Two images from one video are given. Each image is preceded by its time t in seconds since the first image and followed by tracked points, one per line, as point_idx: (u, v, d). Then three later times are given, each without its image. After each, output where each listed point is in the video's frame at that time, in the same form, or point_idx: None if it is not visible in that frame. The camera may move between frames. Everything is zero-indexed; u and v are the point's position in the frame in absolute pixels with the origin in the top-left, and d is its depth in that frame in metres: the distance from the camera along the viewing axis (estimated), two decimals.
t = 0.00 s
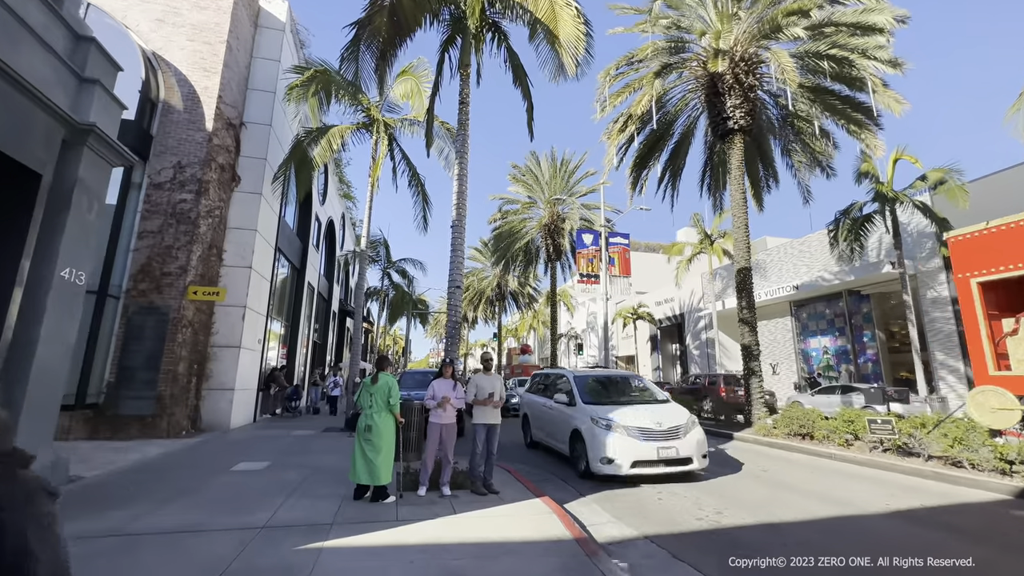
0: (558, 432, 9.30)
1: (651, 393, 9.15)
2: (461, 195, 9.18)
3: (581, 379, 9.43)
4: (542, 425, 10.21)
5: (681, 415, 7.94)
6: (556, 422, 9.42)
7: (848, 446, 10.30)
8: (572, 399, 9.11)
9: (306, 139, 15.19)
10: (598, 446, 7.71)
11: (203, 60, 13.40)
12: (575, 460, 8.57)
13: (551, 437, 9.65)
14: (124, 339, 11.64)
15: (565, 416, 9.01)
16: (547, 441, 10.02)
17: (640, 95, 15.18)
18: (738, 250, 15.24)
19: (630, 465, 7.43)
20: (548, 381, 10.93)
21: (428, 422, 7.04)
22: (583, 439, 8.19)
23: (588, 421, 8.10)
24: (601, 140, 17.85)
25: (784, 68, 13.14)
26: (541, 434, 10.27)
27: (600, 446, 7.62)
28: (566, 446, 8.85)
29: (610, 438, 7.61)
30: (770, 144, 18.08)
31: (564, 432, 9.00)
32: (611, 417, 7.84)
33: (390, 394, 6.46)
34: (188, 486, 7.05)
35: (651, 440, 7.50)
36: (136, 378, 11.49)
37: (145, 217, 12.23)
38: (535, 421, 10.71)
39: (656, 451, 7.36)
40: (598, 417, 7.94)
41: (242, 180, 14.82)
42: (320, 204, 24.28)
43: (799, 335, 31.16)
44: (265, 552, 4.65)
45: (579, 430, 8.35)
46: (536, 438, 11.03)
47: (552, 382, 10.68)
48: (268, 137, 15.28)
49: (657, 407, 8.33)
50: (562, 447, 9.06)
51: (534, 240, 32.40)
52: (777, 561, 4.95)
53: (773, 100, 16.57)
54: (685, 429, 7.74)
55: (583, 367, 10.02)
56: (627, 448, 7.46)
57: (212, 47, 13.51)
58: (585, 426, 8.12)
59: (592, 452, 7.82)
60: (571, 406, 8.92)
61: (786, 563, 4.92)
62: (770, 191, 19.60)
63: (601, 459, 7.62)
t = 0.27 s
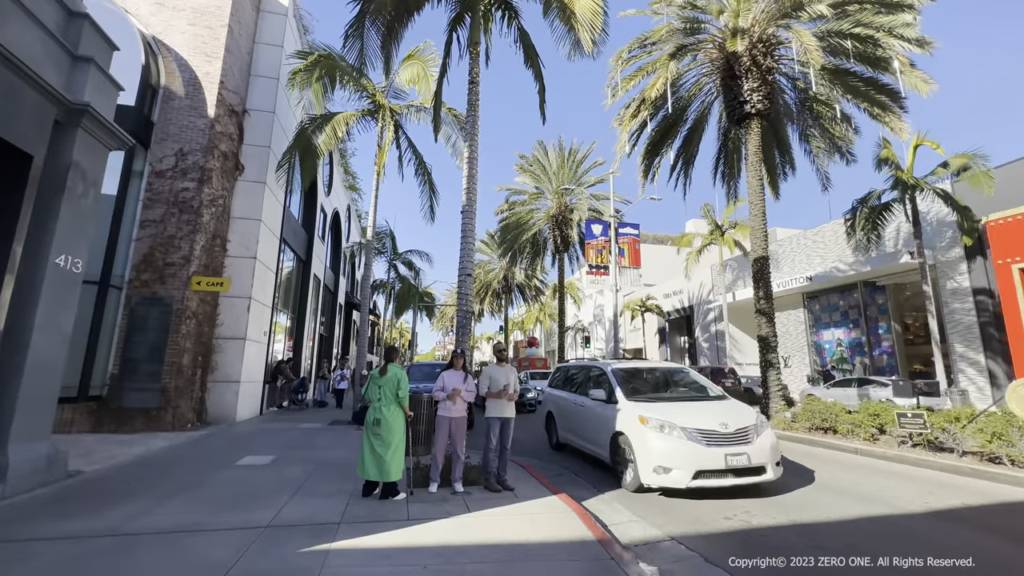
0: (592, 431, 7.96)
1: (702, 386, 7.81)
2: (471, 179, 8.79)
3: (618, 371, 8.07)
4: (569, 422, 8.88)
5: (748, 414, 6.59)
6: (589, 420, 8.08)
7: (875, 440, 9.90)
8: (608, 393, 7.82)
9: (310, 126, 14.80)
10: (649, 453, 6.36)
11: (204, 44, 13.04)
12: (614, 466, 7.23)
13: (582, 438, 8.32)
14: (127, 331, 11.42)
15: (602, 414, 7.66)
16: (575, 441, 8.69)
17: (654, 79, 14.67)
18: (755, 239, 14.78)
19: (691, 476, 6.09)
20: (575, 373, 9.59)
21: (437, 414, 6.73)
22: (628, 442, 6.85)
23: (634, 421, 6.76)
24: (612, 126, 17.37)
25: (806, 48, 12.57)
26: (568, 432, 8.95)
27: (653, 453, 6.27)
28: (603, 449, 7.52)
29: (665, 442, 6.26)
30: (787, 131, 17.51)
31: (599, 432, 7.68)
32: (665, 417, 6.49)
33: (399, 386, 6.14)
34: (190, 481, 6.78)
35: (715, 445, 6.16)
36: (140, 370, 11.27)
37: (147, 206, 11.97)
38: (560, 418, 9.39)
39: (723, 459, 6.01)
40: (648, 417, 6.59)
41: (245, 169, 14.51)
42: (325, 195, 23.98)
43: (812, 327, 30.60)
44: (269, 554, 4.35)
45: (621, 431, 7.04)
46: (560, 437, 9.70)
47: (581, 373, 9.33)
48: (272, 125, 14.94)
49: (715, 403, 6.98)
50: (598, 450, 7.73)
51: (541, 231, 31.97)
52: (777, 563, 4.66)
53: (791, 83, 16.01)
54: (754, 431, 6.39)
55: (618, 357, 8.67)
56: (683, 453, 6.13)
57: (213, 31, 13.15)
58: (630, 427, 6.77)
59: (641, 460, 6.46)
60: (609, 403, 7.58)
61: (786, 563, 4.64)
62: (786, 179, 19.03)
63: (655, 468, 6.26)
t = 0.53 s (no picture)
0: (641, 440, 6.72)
1: (773, 386, 6.56)
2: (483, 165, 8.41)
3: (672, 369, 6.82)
4: (609, 427, 7.65)
5: (852, 426, 5.32)
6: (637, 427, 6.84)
7: (904, 437, 9.47)
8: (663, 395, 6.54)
9: (315, 115, 14.44)
10: (730, 473, 5.09)
11: (206, 30, 12.69)
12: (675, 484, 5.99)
13: (627, 446, 7.10)
14: (131, 324, 11.19)
15: (656, 421, 6.41)
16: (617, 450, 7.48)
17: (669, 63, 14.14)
18: (773, 229, 14.30)
19: (788, 506, 4.82)
20: (612, 370, 8.36)
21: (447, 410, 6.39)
22: (697, 457, 5.58)
23: (705, 431, 5.49)
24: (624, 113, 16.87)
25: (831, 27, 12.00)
26: (608, 439, 7.72)
27: (738, 475, 5.00)
28: (658, 464, 6.28)
29: (753, 462, 4.98)
30: (806, 117, 16.89)
31: (653, 443, 6.43)
32: (748, 428, 5.22)
33: (409, 380, 5.82)
34: (192, 480, 6.51)
35: (817, 465, 4.90)
36: (144, 364, 11.05)
37: (149, 196, 11.69)
38: (597, 422, 8.15)
39: (831, 484, 4.77)
40: (727, 428, 5.31)
41: (250, 159, 14.20)
42: (331, 187, 23.66)
43: (826, 321, 30.01)
44: (272, 561, 4.05)
45: (688, 444, 5.73)
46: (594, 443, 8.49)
47: (620, 370, 8.09)
48: (276, 114, 14.60)
49: (801, 409, 5.71)
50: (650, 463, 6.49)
51: (549, 224, 31.51)
52: (776, 563, 4.45)
53: (810, 67, 15.41)
54: (860, 446, 5.14)
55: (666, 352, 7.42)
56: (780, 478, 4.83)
57: (215, 16, 12.79)
58: (701, 440, 5.50)
59: (719, 482, 5.18)
60: (666, 408, 6.32)
61: (786, 564, 4.43)
62: (803, 167, 18.43)
63: (739, 494, 4.98)
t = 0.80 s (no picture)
0: (712, 453, 5.33)
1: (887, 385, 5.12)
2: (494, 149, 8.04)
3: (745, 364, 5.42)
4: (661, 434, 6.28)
5: None
6: (706, 436, 5.45)
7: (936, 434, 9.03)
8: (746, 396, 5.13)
9: (320, 103, 14.10)
10: (870, 509, 3.65)
11: (209, 15, 12.38)
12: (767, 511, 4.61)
13: (690, 458, 5.71)
14: (136, 316, 11.01)
15: (738, 430, 4.99)
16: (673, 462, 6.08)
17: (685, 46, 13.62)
18: (793, 218, 13.83)
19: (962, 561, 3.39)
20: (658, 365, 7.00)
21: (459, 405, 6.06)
22: (810, 479, 4.17)
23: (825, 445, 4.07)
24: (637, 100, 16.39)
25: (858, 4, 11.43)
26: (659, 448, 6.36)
27: (889, 509, 3.55)
28: (741, 484, 4.89)
29: (907, 495, 3.54)
30: (826, 101, 16.30)
31: (732, 458, 5.02)
32: (892, 444, 3.82)
33: (419, 373, 5.49)
34: (196, 476, 6.27)
35: (1000, 502, 3.46)
36: (149, 357, 10.87)
37: (153, 186, 11.46)
38: (644, 426, 6.79)
39: None
40: (860, 445, 3.89)
41: (255, 149, 13.93)
42: (338, 180, 23.41)
43: (841, 314, 29.35)
44: (274, 567, 3.76)
45: (794, 464, 4.31)
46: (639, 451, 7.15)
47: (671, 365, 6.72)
48: (282, 103, 14.32)
49: (948, 419, 4.25)
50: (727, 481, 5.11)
51: (559, 216, 31.06)
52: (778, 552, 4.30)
53: (832, 49, 14.80)
54: None
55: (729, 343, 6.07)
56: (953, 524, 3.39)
57: (218, 1, 12.47)
58: (815, 453, 4.13)
59: (851, 521, 3.75)
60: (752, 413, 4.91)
61: (785, 563, 4.23)
62: (823, 155, 17.82)
63: (887, 540, 3.54)
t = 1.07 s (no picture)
0: (787, 467, 4.48)
1: None
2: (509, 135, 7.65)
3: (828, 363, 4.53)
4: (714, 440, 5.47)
5: None
6: (779, 447, 4.59)
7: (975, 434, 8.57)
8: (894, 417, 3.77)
9: (328, 93, 13.79)
10: None
11: (214, 3, 12.10)
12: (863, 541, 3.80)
13: (754, 469, 4.89)
14: (144, 311, 10.84)
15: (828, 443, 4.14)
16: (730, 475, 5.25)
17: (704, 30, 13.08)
18: (817, 208, 13.30)
19: None
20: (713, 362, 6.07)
21: (473, 404, 5.73)
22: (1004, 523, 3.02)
23: (975, 478, 3.14)
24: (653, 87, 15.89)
25: None
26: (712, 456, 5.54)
27: None
28: (828, 508, 4.07)
29: None
30: (850, 87, 15.66)
31: (815, 475, 4.19)
32: None
33: (432, 371, 5.16)
34: (203, 477, 6.03)
35: None
36: (158, 353, 10.71)
37: (160, 178, 11.26)
38: (693, 429, 5.96)
39: None
40: None
41: (263, 141, 13.68)
42: (347, 173, 23.16)
43: (860, 308, 28.62)
44: None
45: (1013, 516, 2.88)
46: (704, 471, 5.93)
47: (732, 361, 5.80)
48: (290, 94, 14.03)
49: None
50: (805, 502, 4.28)
51: (569, 209, 30.59)
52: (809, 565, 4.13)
53: (859, 31, 14.15)
54: None
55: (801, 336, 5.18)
56: None
57: None
58: None
59: None
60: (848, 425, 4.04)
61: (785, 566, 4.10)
62: (846, 143, 17.17)
63: None
